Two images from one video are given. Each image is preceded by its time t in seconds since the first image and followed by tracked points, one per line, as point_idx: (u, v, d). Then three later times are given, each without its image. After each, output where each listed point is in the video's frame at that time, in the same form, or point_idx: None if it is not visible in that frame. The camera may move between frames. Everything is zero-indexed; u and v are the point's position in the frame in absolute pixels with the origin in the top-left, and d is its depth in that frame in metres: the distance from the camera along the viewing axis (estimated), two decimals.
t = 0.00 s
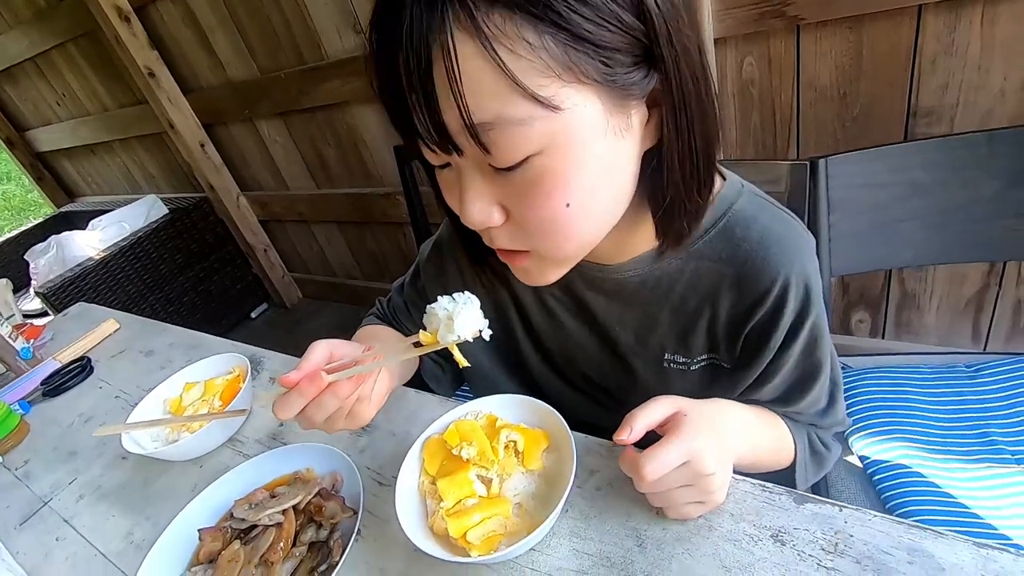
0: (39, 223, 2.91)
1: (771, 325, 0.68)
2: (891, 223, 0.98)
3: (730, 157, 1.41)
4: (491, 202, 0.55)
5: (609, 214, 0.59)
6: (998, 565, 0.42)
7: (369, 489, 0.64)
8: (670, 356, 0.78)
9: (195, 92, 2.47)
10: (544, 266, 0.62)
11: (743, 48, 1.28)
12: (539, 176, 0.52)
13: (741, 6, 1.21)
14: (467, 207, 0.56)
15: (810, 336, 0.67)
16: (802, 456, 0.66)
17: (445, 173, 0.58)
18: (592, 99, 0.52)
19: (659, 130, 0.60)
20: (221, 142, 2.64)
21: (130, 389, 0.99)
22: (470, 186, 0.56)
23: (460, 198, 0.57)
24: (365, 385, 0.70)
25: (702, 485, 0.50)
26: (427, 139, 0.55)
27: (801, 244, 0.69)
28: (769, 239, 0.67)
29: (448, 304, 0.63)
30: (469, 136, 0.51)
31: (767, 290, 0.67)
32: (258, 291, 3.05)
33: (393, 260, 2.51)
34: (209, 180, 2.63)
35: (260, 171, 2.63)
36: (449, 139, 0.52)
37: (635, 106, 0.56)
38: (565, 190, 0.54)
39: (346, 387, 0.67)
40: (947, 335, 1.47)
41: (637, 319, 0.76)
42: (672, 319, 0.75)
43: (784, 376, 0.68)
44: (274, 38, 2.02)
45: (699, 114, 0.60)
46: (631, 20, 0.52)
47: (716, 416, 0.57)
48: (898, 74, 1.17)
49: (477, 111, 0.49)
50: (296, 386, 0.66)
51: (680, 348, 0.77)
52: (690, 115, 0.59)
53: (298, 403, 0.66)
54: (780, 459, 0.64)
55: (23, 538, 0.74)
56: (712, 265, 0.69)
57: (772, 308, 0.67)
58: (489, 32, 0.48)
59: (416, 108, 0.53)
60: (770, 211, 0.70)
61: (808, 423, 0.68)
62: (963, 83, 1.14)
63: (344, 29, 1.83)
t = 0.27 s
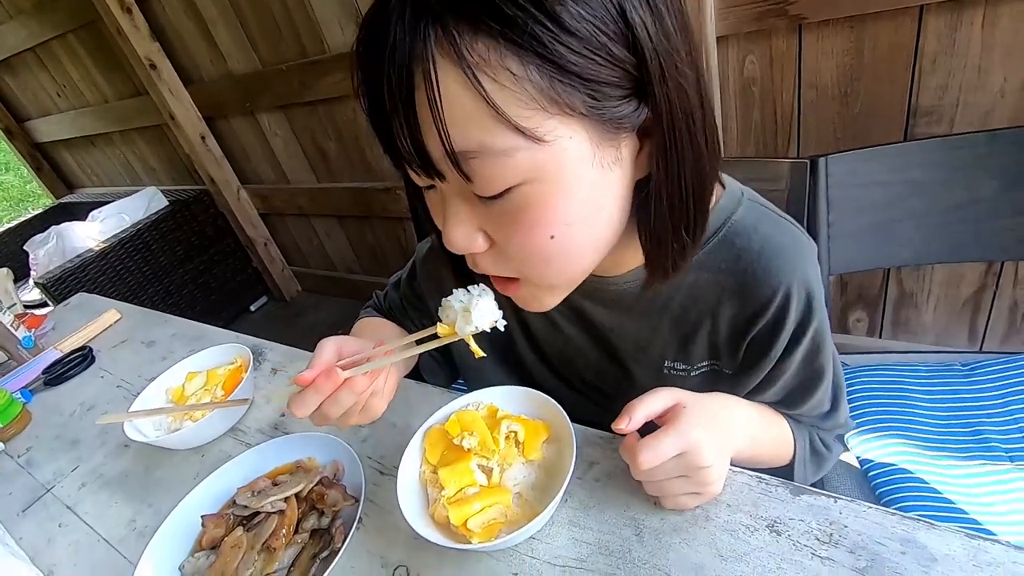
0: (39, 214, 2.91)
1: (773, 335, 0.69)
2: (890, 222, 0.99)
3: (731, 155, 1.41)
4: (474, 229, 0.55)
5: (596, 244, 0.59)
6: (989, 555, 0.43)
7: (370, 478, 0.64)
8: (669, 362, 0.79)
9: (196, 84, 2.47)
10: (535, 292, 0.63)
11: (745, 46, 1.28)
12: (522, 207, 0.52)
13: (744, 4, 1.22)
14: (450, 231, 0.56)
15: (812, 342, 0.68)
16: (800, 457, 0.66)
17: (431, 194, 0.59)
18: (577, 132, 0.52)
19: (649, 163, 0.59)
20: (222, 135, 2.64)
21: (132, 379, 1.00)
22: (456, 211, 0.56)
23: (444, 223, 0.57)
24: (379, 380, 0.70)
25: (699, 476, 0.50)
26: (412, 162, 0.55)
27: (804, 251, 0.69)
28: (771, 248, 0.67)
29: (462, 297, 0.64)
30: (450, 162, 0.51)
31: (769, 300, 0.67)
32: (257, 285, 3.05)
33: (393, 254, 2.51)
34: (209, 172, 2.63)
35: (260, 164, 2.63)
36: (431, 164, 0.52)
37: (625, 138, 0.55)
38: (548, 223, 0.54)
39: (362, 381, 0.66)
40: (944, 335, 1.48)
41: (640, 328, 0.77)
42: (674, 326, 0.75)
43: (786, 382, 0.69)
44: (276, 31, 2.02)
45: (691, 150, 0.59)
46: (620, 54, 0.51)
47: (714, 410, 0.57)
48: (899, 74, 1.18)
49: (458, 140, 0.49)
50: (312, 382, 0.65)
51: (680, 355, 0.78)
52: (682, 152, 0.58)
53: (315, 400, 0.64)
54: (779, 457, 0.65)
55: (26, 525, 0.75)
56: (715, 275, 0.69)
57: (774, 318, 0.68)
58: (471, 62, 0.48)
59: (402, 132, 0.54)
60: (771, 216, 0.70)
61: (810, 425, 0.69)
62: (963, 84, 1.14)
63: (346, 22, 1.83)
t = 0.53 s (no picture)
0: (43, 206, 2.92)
1: (776, 343, 0.69)
2: (892, 222, 0.99)
3: (734, 154, 1.42)
4: (449, 248, 0.56)
5: (574, 275, 0.58)
6: (984, 547, 0.44)
7: (374, 468, 0.65)
8: (671, 367, 0.79)
9: (201, 78, 2.47)
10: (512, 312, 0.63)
11: (749, 45, 1.29)
12: (494, 232, 0.52)
13: (749, 3, 1.22)
14: (426, 246, 0.57)
15: (815, 347, 0.68)
16: (804, 459, 0.68)
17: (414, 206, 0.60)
18: (553, 165, 0.51)
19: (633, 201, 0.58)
20: (226, 129, 2.64)
21: (138, 369, 1.01)
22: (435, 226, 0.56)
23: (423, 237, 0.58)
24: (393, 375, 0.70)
25: (698, 468, 0.51)
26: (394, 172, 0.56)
27: (806, 258, 0.69)
28: (774, 255, 0.67)
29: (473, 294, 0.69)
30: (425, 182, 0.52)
31: (771, 308, 0.67)
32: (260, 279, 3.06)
33: (395, 250, 2.52)
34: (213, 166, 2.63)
35: (264, 158, 2.63)
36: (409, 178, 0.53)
37: (605, 175, 0.54)
38: (520, 254, 0.54)
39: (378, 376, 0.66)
40: (945, 335, 1.48)
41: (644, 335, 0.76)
42: (677, 334, 0.75)
43: (790, 384, 0.70)
44: (281, 25, 2.02)
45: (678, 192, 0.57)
46: (605, 93, 0.50)
47: (716, 405, 0.58)
48: (902, 74, 1.18)
49: (432, 161, 0.50)
50: (329, 381, 0.65)
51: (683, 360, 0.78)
52: (668, 194, 0.56)
53: (333, 398, 0.64)
54: (781, 453, 0.66)
55: (34, 511, 0.76)
56: (717, 284, 0.69)
57: (777, 326, 0.68)
58: (449, 82, 0.48)
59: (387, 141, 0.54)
60: (772, 223, 0.70)
61: (813, 426, 0.70)
62: (966, 85, 1.14)
63: (351, 17, 1.83)
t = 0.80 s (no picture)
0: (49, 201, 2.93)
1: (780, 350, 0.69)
2: (895, 223, 0.99)
3: (739, 154, 1.42)
4: (430, 280, 0.59)
5: (548, 310, 0.60)
6: (984, 546, 0.44)
7: (378, 463, 0.66)
8: (675, 373, 0.79)
9: (207, 75, 2.48)
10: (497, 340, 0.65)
11: (755, 45, 1.29)
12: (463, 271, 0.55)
13: (756, 3, 1.22)
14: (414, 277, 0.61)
15: (820, 351, 0.69)
16: (809, 461, 0.69)
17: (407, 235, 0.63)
18: (518, 218, 0.52)
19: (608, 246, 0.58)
20: (231, 125, 2.65)
21: (144, 363, 1.01)
22: (419, 259, 0.60)
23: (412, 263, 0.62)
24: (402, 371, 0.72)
25: (698, 467, 0.51)
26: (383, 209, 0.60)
27: (810, 263, 0.69)
28: (779, 261, 0.67)
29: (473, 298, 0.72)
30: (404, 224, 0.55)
31: (775, 314, 0.67)
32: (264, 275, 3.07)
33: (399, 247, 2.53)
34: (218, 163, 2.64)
35: (268, 155, 2.64)
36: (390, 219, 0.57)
37: (575, 225, 0.55)
38: (489, 293, 0.56)
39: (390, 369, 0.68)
40: (948, 337, 1.48)
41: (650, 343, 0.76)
42: (681, 339, 0.75)
43: (794, 386, 0.71)
44: (287, 23, 2.03)
45: (649, 244, 0.56)
46: (571, 151, 0.50)
47: (717, 405, 0.58)
48: (908, 75, 1.18)
49: (407, 208, 0.53)
50: (342, 377, 0.66)
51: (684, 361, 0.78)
52: (638, 245, 0.56)
53: (347, 393, 0.65)
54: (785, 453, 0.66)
55: (41, 502, 0.76)
56: (722, 291, 0.69)
57: (780, 334, 0.68)
58: (415, 138, 0.50)
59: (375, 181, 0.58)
60: (776, 227, 0.70)
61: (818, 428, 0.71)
62: (972, 87, 1.14)
63: (357, 15, 1.84)
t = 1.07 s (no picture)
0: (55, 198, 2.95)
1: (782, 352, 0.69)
2: (900, 225, 0.99)
3: (743, 154, 1.42)
4: (433, 278, 0.60)
5: (547, 308, 0.61)
6: (985, 547, 0.44)
7: (382, 460, 0.66)
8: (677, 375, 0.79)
9: (212, 73, 2.49)
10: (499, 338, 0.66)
11: (760, 45, 1.29)
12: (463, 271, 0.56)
13: (762, 3, 1.22)
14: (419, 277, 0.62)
15: (822, 354, 0.69)
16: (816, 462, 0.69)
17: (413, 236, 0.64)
18: (515, 221, 0.53)
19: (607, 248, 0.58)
20: (236, 123, 2.66)
21: (150, 359, 1.02)
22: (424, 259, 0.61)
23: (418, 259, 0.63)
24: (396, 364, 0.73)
25: (698, 466, 0.52)
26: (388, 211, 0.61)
27: (812, 265, 0.69)
28: (781, 263, 0.67)
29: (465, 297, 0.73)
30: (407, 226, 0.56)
31: (776, 316, 0.67)
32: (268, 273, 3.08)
33: (403, 246, 2.53)
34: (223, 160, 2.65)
35: (273, 153, 2.65)
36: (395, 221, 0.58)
37: (573, 227, 0.55)
38: (490, 293, 0.57)
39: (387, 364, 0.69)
40: (951, 339, 1.48)
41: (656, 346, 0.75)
42: (684, 341, 0.75)
43: (799, 389, 0.71)
44: (293, 21, 2.04)
45: (645, 248, 0.56)
46: (566, 157, 0.50)
47: (719, 406, 0.58)
48: (914, 76, 1.18)
49: (409, 211, 0.54)
50: (339, 370, 0.67)
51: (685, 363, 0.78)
52: (634, 248, 0.56)
53: (345, 386, 0.66)
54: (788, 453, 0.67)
55: (48, 496, 0.77)
56: (725, 293, 0.69)
57: (782, 337, 0.68)
58: (413, 145, 0.51)
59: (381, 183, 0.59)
60: (778, 230, 0.70)
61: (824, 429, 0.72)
62: (978, 88, 1.14)
63: (362, 13, 1.84)
